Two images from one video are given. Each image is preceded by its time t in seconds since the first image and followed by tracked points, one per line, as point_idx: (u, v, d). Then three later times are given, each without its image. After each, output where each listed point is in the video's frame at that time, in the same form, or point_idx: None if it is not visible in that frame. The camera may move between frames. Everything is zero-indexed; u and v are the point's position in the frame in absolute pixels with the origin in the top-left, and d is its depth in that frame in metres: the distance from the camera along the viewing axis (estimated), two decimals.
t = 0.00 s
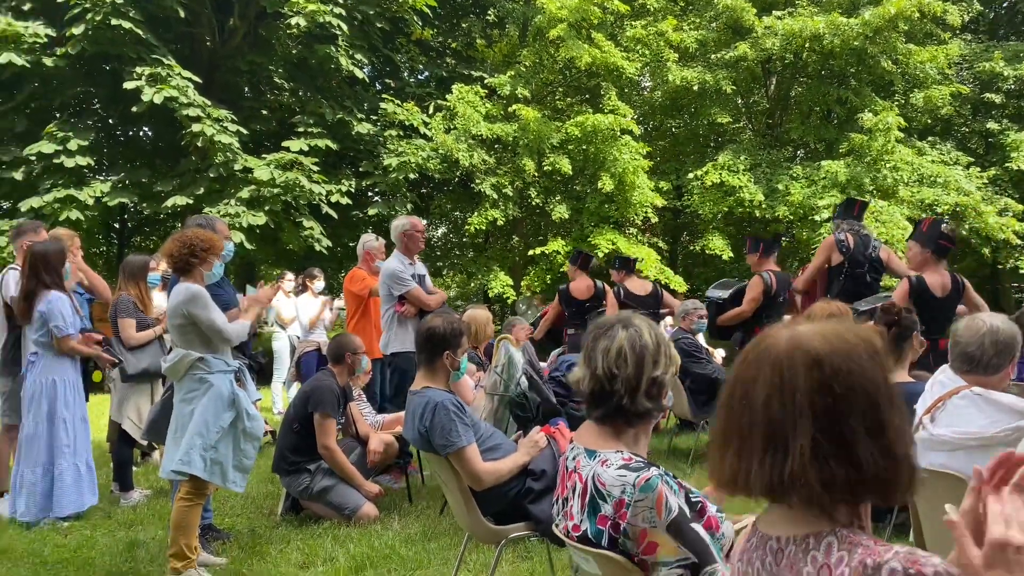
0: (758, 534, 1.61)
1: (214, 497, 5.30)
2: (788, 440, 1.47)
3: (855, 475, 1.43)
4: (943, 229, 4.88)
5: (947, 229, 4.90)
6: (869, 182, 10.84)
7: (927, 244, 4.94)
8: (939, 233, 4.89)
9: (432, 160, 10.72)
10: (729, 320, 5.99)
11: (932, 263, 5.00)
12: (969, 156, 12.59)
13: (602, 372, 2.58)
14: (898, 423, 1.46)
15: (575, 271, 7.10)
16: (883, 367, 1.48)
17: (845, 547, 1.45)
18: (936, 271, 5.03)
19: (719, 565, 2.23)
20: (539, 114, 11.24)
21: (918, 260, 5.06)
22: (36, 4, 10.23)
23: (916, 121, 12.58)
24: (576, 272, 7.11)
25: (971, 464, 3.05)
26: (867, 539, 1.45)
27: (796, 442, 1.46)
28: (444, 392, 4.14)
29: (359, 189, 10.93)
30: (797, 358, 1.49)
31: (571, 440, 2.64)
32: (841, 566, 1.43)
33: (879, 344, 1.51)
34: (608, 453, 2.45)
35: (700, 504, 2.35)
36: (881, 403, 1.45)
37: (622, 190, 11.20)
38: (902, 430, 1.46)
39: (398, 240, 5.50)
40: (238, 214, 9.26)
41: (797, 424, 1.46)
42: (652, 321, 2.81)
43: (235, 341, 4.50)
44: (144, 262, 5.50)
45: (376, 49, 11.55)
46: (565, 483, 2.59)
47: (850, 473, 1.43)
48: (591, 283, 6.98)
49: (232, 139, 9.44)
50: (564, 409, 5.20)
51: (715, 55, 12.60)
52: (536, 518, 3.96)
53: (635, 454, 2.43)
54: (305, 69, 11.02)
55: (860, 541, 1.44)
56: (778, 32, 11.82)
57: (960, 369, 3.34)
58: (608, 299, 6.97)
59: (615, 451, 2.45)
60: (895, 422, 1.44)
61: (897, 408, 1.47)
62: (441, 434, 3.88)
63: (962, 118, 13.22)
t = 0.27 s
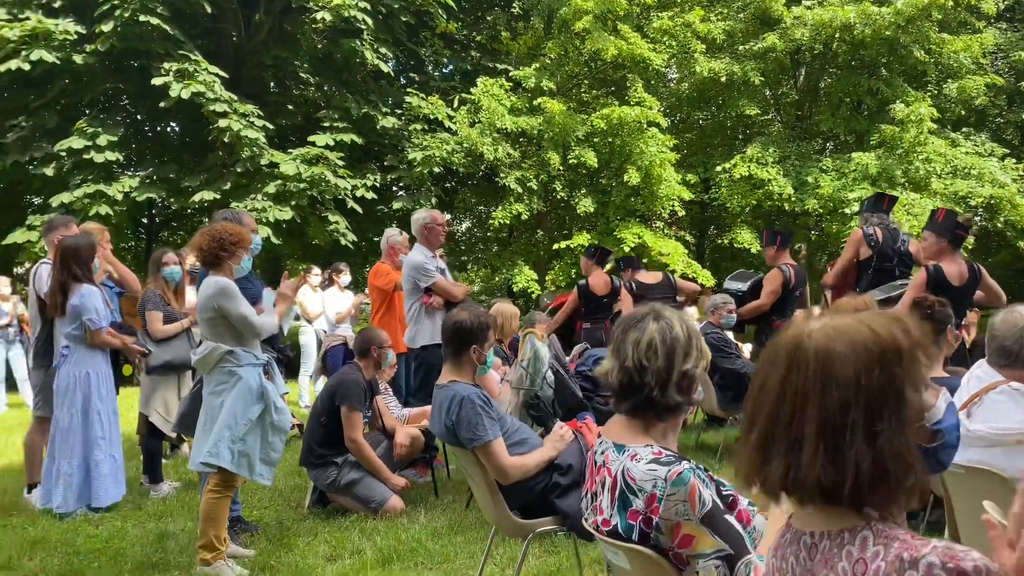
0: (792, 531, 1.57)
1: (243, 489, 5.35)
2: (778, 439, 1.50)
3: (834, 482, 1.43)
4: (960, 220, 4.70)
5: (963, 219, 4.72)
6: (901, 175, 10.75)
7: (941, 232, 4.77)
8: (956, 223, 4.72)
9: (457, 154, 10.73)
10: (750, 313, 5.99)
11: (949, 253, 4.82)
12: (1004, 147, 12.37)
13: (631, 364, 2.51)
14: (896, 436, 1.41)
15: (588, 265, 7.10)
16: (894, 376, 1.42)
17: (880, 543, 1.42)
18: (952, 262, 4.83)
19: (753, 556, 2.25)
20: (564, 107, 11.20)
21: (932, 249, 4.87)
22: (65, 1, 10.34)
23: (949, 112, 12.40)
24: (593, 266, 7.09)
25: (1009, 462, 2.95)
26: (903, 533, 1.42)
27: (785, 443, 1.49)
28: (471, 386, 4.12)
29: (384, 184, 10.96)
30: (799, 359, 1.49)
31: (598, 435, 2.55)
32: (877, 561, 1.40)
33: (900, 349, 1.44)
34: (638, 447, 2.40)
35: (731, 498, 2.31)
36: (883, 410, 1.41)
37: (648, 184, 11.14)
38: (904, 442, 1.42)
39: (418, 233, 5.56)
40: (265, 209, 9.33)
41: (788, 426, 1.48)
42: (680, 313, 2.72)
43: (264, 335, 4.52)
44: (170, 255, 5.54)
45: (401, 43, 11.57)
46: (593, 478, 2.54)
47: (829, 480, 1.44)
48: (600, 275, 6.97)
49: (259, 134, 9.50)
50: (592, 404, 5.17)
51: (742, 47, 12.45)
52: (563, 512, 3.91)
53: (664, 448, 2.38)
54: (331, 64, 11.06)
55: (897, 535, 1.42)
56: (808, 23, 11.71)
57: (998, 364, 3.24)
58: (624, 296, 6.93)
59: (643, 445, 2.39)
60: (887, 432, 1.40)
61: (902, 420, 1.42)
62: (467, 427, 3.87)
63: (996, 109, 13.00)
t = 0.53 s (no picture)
0: (813, 529, 1.56)
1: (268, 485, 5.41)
2: (802, 444, 1.48)
3: (856, 491, 1.42)
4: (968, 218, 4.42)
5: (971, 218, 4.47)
6: (928, 171, 10.59)
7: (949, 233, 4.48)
8: (964, 222, 4.44)
9: (479, 152, 10.76)
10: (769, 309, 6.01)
11: (959, 252, 4.55)
12: None
13: (648, 361, 2.51)
14: (919, 450, 1.38)
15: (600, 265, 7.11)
16: (921, 387, 1.38)
17: (900, 544, 1.41)
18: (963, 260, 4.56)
19: (772, 558, 2.18)
20: (586, 105, 11.20)
21: (941, 249, 4.59)
22: (95, 4, 10.51)
23: (978, 108, 12.25)
24: (605, 264, 7.09)
25: None
26: (922, 533, 1.41)
27: (808, 448, 1.47)
28: (493, 384, 4.13)
29: (407, 183, 11.02)
30: (826, 365, 1.45)
31: (618, 434, 2.55)
32: (895, 562, 1.39)
33: (929, 358, 1.39)
34: (656, 447, 2.36)
35: (750, 498, 2.27)
36: (909, 417, 1.38)
37: (671, 182, 11.11)
38: (928, 453, 1.38)
39: (438, 230, 5.59)
40: (290, 208, 9.42)
41: (811, 432, 1.46)
42: (699, 313, 2.70)
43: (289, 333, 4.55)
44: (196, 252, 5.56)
45: (424, 43, 11.64)
46: (612, 478, 2.50)
47: (850, 490, 1.42)
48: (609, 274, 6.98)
49: (284, 134, 9.61)
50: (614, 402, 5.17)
51: (767, 43, 12.31)
52: (585, 511, 3.93)
53: (684, 448, 2.33)
54: (355, 64, 11.14)
55: (917, 536, 1.40)
56: (833, 18, 11.59)
57: None
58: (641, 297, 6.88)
59: (662, 445, 2.36)
60: (911, 441, 1.38)
61: (927, 433, 1.38)
62: (490, 426, 3.87)
63: None
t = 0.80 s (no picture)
0: (833, 540, 1.55)
1: (291, 488, 5.45)
2: (815, 444, 1.49)
3: (862, 495, 1.42)
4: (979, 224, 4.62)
5: (985, 226, 4.64)
6: (953, 173, 10.48)
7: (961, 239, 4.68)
8: (978, 228, 4.63)
9: (499, 156, 10.79)
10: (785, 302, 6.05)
11: (971, 258, 4.71)
12: None
13: (669, 364, 2.50)
14: (927, 457, 1.36)
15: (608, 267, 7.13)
16: (933, 393, 1.36)
17: (919, 558, 1.39)
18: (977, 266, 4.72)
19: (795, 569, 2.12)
20: (606, 108, 11.19)
21: (956, 255, 4.77)
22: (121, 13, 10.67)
23: (1004, 108, 12.14)
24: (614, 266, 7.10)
25: None
26: (942, 548, 1.40)
27: (821, 448, 1.48)
28: (514, 389, 4.12)
29: (427, 186, 11.07)
30: (840, 368, 1.46)
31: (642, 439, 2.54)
32: None
33: (945, 365, 1.36)
34: (681, 453, 2.34)
35: (774, 507, 2.28)
36: (916, 423, 1.36)
37: (692, 184, 11.08)
38: (938, 461, 1.36)
39: (460, 234, 5.62)
40: (312, 213, 9.50)
41: (824, 433, 1.47)
42: (726, 319, 2.67)
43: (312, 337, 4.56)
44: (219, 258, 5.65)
45: (445, 48, 11.70)
46: (637, 483, 2.49)
47: (857, 492, 1.42)
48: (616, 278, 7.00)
49: (306, 140, 9.69)
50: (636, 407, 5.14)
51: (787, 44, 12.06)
52: (606, 516, 3.92)
53: (708, 455, 2.31)
54: (375, 69, 11.22)
55: (937, 550, 1.39)
56: (856, 19, 11.50)
57: None
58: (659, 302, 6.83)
59: (687, 451, 2.34)
60: (916, 446, 1.36)
61: (936, 440, 1.35)
62: (510, 431, 3.87)
63: None
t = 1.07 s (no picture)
0: (852, 559, 1.54)
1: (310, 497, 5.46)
2: (833, 457, 1.51)
3: (878, 508, 1.43)
4: (981, 231, 4.66)
5: (987, 229, 4.68)
6: (975, 175, 10.39)
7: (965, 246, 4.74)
8: (979, 233, 4.68)
9: (516, 162, 10.81)
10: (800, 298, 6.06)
11: (977, 263, 4.75)
12: None
13: (683, 376, 2.48)
14: (944, 473, 1.37)
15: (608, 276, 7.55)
16: (951, 408, 1.38)
17: None
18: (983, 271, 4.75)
19: None
20: (623, 114, 11.19)
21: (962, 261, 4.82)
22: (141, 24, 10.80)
23: None
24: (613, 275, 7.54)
25: None
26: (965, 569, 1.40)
27: (838, 462, 1.50)
28: (531, 398, 4.10)
29: (444, 193, 11.10)
30: (859, 381, 1.49)
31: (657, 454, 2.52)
32: None
33: (963, 381, 1.38)
34: (696, 466, 2.32)
35: (791, 519, 2.29)
36: (933, 438, 1.38)
37: (709, 189, 11.04)
38: (955, 477, 1.37)
39: (476, 242, 5.62)
40: (330, 221, 9.54)
41: (841, 446, 1.50)
42: (742, 331, 2.63)
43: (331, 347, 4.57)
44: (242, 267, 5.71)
45: (461, 55, 11.75)
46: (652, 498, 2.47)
47: (872, 506, 1.43)
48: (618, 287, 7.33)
49: (324, 148, 9.76)
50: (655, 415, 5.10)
51: (806, 48, 12.11)
52: (625, 526, 3.90)
53: (723, 467, 2.30)
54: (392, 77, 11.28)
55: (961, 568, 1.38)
56: (874, 22, 11.43)
57: None
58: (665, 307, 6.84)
59: (702, 464, 2.32)
60: (932, 461, 1.37)
61: (953, 456, 1.37)
62: (528, 441, 3.84)
63: None
